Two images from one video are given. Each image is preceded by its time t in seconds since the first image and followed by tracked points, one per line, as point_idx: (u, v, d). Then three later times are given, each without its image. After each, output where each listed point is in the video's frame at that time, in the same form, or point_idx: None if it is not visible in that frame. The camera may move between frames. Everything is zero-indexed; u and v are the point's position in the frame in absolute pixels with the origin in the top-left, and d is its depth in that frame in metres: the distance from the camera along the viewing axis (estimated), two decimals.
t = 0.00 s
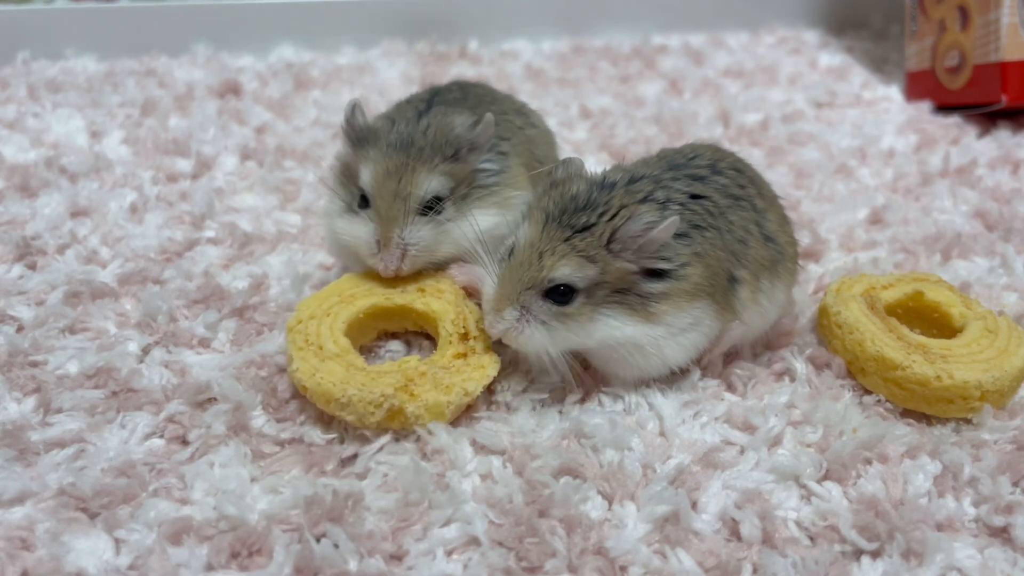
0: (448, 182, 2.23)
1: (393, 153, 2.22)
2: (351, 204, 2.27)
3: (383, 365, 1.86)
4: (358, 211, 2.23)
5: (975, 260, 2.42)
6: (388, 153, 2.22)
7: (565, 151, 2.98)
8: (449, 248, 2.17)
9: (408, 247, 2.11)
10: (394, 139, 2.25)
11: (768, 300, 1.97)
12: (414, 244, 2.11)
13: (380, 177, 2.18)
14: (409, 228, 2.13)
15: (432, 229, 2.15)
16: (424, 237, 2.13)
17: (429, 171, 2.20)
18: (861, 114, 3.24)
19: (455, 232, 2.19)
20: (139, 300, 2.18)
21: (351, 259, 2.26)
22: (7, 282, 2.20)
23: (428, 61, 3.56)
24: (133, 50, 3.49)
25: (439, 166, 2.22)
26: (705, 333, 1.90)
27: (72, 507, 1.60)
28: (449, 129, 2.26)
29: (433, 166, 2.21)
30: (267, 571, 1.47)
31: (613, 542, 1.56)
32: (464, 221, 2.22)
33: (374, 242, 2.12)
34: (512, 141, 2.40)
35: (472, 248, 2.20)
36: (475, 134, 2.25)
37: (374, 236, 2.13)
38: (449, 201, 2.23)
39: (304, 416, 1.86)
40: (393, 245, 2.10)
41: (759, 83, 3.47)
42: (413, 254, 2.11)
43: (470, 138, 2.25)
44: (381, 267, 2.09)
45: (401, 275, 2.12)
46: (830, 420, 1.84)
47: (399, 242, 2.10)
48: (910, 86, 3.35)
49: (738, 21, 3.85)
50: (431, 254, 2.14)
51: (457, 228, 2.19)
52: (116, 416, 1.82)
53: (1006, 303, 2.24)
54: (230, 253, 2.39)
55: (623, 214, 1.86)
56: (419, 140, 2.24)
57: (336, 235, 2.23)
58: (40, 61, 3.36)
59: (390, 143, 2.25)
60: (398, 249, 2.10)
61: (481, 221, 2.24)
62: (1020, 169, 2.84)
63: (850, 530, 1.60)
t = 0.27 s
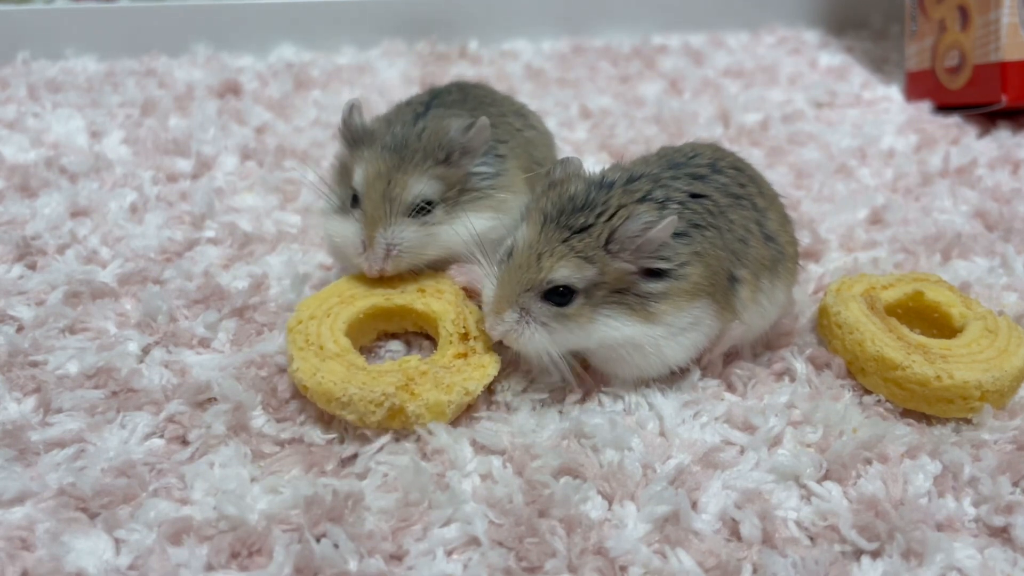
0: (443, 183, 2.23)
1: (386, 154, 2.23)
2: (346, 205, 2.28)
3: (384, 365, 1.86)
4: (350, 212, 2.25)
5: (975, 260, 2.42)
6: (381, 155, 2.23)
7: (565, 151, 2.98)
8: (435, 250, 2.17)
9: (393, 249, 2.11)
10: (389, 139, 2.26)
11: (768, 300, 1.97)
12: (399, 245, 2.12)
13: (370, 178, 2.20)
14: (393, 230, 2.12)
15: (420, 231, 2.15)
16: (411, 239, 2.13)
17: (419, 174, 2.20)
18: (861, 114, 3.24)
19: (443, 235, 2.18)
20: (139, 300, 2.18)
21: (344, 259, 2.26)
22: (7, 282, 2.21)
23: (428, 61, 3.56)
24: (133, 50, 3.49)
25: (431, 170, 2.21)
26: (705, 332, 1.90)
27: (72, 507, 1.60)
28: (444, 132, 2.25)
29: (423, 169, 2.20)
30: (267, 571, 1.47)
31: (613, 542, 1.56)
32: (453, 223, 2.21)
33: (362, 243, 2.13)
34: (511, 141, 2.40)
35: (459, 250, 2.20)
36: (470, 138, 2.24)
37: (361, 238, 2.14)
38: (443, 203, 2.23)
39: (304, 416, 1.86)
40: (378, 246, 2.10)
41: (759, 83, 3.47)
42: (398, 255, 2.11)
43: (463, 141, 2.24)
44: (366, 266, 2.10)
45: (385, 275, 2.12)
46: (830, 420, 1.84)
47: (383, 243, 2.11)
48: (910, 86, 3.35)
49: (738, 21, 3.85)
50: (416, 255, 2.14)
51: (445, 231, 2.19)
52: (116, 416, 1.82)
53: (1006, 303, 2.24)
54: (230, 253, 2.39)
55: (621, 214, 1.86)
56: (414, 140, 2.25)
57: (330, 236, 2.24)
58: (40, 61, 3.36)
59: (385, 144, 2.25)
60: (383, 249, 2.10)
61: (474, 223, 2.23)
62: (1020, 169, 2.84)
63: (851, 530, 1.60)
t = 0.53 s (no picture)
0: (444, 181, 2.22)
1: (388, 151, 2.22)
2: (348, 204, 2.27)
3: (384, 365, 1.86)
4: (354, 211, 2.24)
5: (975, 260, 2.42)
6: (382, 152, 2.22)
7: (566, 151, 2.98)
8: (446, 247, 2.16)
9: (404, 246, 2.11)
10: (389, 137, 2.25)
11: (768, 300, 1.97)
12: (411, 243, 2.11)
13: (374, 177, 2.19)
14: (404, 228, 2.13)
15: (429, 227, 2.15)
16: (420, 235, 2.13)
17: (425, 168, 2.20)
18: (861, 114, 3.24)
19: (452, 229, 2.18)
20: (139, 300, 2.18)
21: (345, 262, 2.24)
22: (7, 282, 2.21)
23: (428, 61, 3.56)
24: (133, 50, 3.49)
25: (436, 163, 2.22)
26: (706, 332, 1.90)
27: (72, 507, 1.60)
28: (446, 127, 2.26)
29: (428, 163, 2.21)
30: (267, 571, 1.47)
31: (613, 542, 1.56)
32: (461, 218, 2.21)
33: (370, 242, 2.12)
34: (511, 140, 2.40)
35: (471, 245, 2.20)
36: (472, 131, 2.25)
37: (369, 237, 2.13)
38: (445, 200, 2.22)
39: (304, 416, 1.86)
40: (388, 244, 2.10)
41: (759, 83, 3.47)
42: (410, 252, 2.11)
43: (466, 135, 2.26)
44: (378, 267, 2.10)
45: (399, 273, 2.12)
46: (830, 420, 1.84)
47: (395, 241, 2.10)
48: (910, 86, 3.35)
49: (738, 21, 3.85)
50: (427, 253, 2.14)
51: (454, 225, 2.19)
52: (116, 416, 1.82)
53: (1006, 303, 2.24)
54: (230, 253, 2.39)
55: (622, 213, 1.86)
56: (413, 139, 2.24)
57: (333, 238, 2.23)
58: (40, 61, 3.36)
59: (385, 142, 2.25)
60: (394, 247, 2.10)
61: (479, 219, 2.24)
62: (1020, 169, 2.84)
63: (851, 530, 1.60)
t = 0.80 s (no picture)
0: (446, 176, 2.23)
1: (391, 144, 2.22)
2: (351, 199, 2.27)
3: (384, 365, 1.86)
4: (357, 204, 2.23)
5: (975, 260, 2.42)
6: (386, 145, 2.22)
7: (565, 151, 2.98)
8: (450, 243, 2.16)
9: (410, 239, 2.11)
10: (392, 131, 2.25)
11: (768, 300, 1.97)
12: (417, 237, 2.12)
13: (379, 170, 2.18)
14: (411, 222, 2.13)
15: (434, 221, 2.15)
16: (425, 228, 2.13)
17: (429, 161, 2.20)
18: (861, 114, 3.24)
19: (457, 224, 2.18)
20: (139, 300, 2.18)
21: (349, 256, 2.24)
22: (7, 282, 2.21)
23: (428, 61, 3.56)
24: (133, 50, 3.49)
25: (439, 156, 2.23)
26: (706, 333, 1.90)
27: (72, 507, 1.60)
28: (449, 120, 2.27)
29: (434, 155, 2.22)
30: (267, 571, 1.47)
31: (613, 542, 1.56)
32: (465, 213, 2.21)
33: (376, 236, 2.12)
34: (512, 139, 2.39)
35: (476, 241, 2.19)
36: (474, 124, 2.26)
37: (375, 231, 2.12)
38: (448, 194, 2.22)
39: (304, 416, 1.86)
40: (394, 239, 2.10)
41: (759, 83, 3.47)
42: (416, 246, 2.12)
43: (470, 127, 2.26)
44: (383, 260, 2.10)
45: (404, 266, 2.12)
46: (830, 420, 1.84)
47: (401, 234, 2.11)
48: (910, 86, 3.35)
49: (738, 21, 3.85)
50: (432, 248, 2.14)
51: (459, 219, 2.19)
52: (116, 416, 1.82)
53: (1006, 303, 2.24)
54: (230, 253, 2.39)
55: (624, 211, 1.86)
56: (416, 133, 2.24)
57: (336, 234, 2.22)
58: (40, 61, 3.36)
59: (388, 135, 2.24)
60: (401, 241, 2.10)
61: (481, 215, 2.24)
62: (1020, 169, 2.84)
63: (851, 530, 1.60)
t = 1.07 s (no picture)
0: (446, 182, 2.22)
1: (392, 151, 2.21)
2: (351, 204, 2.26)
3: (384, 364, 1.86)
4: (357, 210, 2.23)
5: (975, 260, 2.42)
6: (386, 152, 2.21)
7: (565, 151, 2.98)
8: (448, 248, 2.17)
9: (410, 246, 2.11)
10: (391, 137, 2.25)
11: (769, 300, 1.97)
12: (417, 245, 2.12)
13: (379, 176, 2.18)
14: (410, 229, 2.12)
15: (433, 228, 2.15)
16: (424, 235, 2.13)
17: (428, 168, 2.20)
18: (861, 114, 3.24)
19: (456, 231, 2.19)
20: (139, 300, 2.18)
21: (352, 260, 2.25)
22: (7, 282, 2.21)
23: (428, 61, 3.56)
24: (133, 50, 3.49)
25: (439, 163, 2.22)
26: (707, 333, 1.90)
27: (73, 507, 1.60)
28: (447, 126, 2.26)
29: (434, 163, 2.21)
30: (267, 571, 1.47)
31: (613, 542, 1.56)
32: (464, 219, 2.21)
33: (375, 242, 2.11)
34: (511, 141, 2.40)
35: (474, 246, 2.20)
36: (474, 131, 2.25)
37: (374, 237, 2.12)
38: (448, 201, 2.22)
39: (304, 416, 1.86)
40: (394, 245, 2.09)
41: (759, 83, 3.47)
42: (415, 254, 2.12)
43: (468, 134, 2.26)
44: (383, 267, 2.10)
45: (404, 272, 2.12)
46: (830, 420, 1.84)
47: (400, 242, 2.10)
48: (910, 86, 3.35)
49: (738, 21, 3.85)
50: (430, 253, 2.15)
51: (458, 226, 2.19)
52: (116, 416, 1.82)
53: (1006, 302, 2.24)
54: (231, 253, 2.39)
55: (624, 211, 1.86)
56: (417, 139, 2.24)
57: (337, 238, 2.23)
58: (40, 61, 3.36)
59: (388, 142, 2.24)
60: (400, 248, 2.10)
61: (481, 220, 2.24)
62: (1020, 169, 2.84)
63: (851, 530, 1.60)
